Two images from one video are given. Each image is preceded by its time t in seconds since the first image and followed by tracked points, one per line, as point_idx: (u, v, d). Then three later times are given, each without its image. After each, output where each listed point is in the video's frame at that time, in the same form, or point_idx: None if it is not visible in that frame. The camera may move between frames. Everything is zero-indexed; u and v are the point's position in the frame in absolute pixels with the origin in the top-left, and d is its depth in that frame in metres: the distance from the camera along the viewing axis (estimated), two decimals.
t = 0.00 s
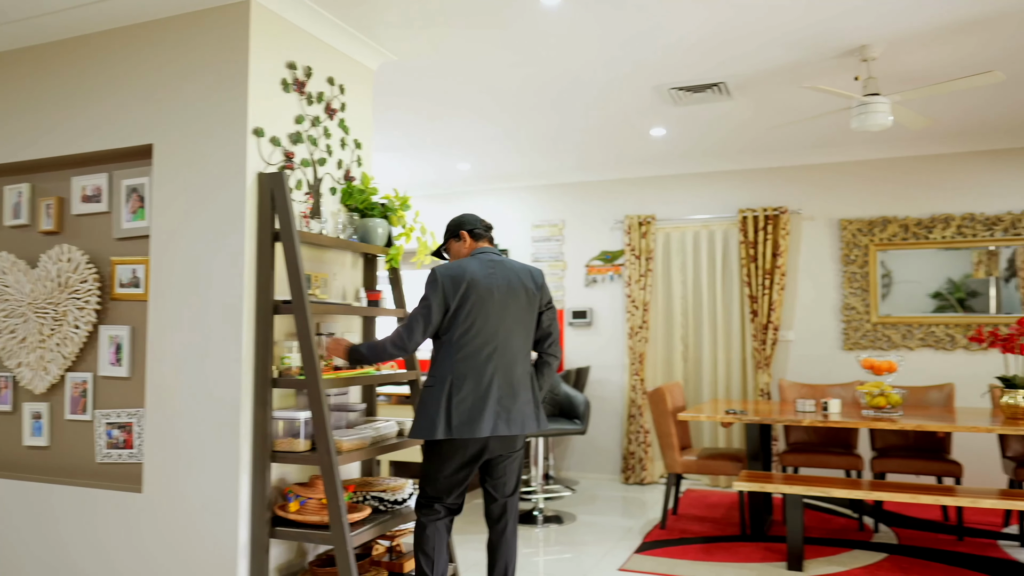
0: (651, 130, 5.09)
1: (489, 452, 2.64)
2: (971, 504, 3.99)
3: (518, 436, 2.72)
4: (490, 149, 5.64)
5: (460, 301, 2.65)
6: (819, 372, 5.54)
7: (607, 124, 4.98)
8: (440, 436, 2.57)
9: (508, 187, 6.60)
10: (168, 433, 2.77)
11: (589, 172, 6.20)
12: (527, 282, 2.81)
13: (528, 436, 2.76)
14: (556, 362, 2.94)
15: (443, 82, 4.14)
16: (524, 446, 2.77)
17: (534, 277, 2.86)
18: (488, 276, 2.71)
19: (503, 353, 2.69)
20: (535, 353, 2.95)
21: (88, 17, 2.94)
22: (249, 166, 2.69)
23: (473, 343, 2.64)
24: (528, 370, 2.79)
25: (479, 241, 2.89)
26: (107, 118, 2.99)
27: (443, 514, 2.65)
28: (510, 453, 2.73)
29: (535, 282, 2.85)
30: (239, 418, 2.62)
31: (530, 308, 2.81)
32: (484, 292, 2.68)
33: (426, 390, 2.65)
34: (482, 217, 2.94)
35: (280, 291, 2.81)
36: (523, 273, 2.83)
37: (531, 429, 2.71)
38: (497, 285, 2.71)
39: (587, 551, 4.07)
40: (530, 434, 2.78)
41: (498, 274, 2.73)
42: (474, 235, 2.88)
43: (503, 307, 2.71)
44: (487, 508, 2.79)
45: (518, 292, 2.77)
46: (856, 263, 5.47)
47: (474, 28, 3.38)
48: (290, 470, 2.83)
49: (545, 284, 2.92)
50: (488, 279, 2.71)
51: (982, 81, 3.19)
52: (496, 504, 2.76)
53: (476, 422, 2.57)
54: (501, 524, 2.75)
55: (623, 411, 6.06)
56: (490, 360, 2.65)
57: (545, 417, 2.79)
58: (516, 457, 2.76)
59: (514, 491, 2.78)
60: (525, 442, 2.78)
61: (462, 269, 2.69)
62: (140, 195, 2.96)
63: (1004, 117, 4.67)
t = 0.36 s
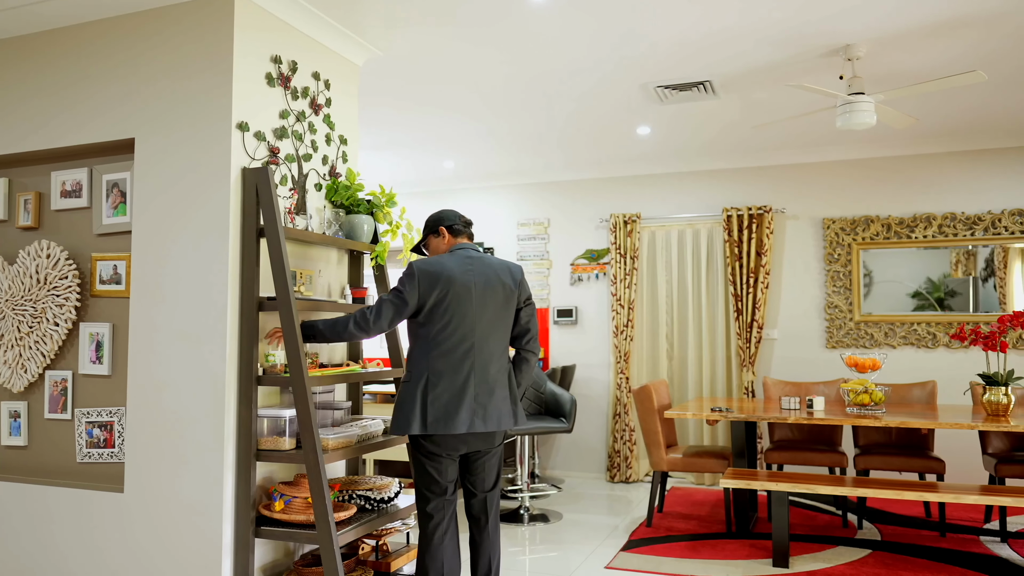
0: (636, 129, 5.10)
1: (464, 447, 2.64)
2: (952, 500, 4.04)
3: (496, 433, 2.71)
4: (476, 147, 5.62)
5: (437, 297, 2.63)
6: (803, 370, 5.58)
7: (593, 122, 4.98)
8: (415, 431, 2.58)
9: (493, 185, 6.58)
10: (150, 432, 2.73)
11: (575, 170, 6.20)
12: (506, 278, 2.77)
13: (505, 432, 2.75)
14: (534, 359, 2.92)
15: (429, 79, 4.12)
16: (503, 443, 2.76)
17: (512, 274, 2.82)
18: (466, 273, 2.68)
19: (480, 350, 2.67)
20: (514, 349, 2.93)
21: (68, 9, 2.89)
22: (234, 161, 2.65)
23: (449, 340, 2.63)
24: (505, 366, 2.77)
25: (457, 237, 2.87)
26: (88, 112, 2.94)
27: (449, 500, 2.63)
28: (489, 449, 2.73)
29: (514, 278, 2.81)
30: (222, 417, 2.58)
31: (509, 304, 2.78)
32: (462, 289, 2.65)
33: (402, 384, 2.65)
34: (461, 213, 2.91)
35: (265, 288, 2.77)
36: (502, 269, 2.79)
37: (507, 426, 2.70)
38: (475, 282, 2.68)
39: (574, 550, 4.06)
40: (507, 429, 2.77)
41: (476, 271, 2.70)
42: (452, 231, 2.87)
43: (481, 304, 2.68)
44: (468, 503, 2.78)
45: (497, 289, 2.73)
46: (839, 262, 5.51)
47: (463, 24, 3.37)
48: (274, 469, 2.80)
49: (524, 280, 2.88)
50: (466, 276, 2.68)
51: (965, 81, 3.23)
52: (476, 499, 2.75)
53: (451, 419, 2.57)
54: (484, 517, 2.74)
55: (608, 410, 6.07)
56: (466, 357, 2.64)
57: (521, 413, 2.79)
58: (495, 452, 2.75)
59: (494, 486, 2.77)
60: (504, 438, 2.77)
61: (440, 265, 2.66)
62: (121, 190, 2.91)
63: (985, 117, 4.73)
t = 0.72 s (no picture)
0: (639, 125, 5.06)
1: (463, 445, 2.60)
2: (959, 498, 4.00)
3: (495, 431, 2.67)
4: (477, 143, 5.57)
5: (437, 293, 2.58)
6: (806, 368, 5.54)
7: (596, 118, 4.94)
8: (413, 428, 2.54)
9: (494, 182, 6.54)
10: (149, 429, 2.68)
11: (577, 166, 6.16)
12: (506, 274, 2.73)
13: (505, 430, 2.71)
14: (533, 356, 2.88)
15: (431, 73, 4.07)
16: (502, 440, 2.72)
17: (513, 270, 2.77)
18: (467, 268, 2.64)
19: (480, 347, 2.63)
20: (513, 346, 2.89)
21: None
22: (235, 153, 2.61)
23: (448, 336, 2.59)
24: (504, 363, 2.73)
25: (456, 232, 2.83)
26: (86, 104, 2.90)
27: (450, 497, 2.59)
28: (489, 446, 2.69)
29: (514, 274, 2.77)
30: (222, 413, 2.54)
31: (509, 301, 2.74)
32: (462, 285, 2.61)
33: (401, 381, 2.61)
34: (460, 208, 2.88)
35: (266, 283, 2.73)
36: (503, 265, 2.75)
37: (506, 423, 2.66)
38: (475, 277, 2.63)
39: (577, 548, 4.02)
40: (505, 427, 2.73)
41: (477, 266, 2.65)
42: (451, 226, 2.82)
43: (481, 300, 2.64)
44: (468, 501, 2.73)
45: (498, 285, 2.69)
46: (843, 259, 5.48)
47: (466, 17, 3.33)
48: (275, 467, 2.76)
49: (525, 276, 2.84)
50: (467, 271, 2.63)
51: (976, 74, 3.18)
52: (475, 496, 2.70)
53: (450, 416, 2.53)
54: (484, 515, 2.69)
55: (610, 408, 6.03)
56: (466, 353, 2.59)
57: (519, 411, 2.75)
58: (495, 449, 2.70)
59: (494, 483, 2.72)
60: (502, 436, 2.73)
61: (441, 260, 2.61)
62: (120, 183, 2.87)
63: (991, 112, 4.69)
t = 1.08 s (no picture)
0: (646, 121, 4.99)
1: (471, 444, 2.54)
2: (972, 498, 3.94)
3: (504, 430, 2.61)
4: (482, 140, 5.52)
5: (447, 289, 2.52)
6: (814, 367, 5.48)
7: (602, 113, 4.87)
8: (423, 428, 2.47)
9: (498, 179, 6.48)
10: (150, 428, 2.62)
11: (582, 163, 6.10)
12: (517, 271, 2.67)
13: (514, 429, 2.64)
14: (543, 354, 2.81)
15: (436, 68, 4.01)
16: (510, 440, 2.65)
17: (523, 267, 2.71)
18: (477, 264, 2.58)
19: (490, 344, 2.57)
20: (522, 344, 2.83)
21: None
22: (238, 145, 2.55)
23: (458, 333, 2.52)
24: (514, 362, 2.67)
25: (465, 227, 2.77)
26: (86, 96, 2.83)
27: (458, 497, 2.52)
28: (497, 446, 2.62)
29: (525, 271, 2.71)
30: (225, 412, 2.48)
31: (519, 298, 2.68)
32: (473, 281, 2.55)
33: (409, 379, 2.55)
34: (470, 202, 2.82)
35: (269, 278, 2.67)
36: (513, 262, 2.69)
37: (515, 423, 2.60)
38: (486, 273, 2.58)
39: (585, 549, 3.97)
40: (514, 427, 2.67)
41: (487, 262, 2.59)
42: (460, 220, 2.76)
43: (492, 296, 2.58)
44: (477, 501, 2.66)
45: (508, 281, 2.63)
46: (852, 256, 5.42)
47: (472, 9, 3.26)
48: (279, 466, 2.70)
49: (535, 273, 2.78)
50: (477, 267, 2.57)
51: (992, 66, 3.12)
52: (484, 496, 2.64)
53: (460, 415, 2.47)
54: (493, 515, 2.62)
55: (615, 407, 5.97)
56: (476, 351, 2.53)
57: (528, 411, 2.68)
58: (503, 449, 2.64)
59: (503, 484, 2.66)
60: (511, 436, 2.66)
61: (451, 256, 2.55)
62: (120, 177, 2.81)
63: (1003, 108, 4.62)
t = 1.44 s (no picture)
0: (651, 118, 4.94)
1: (478, 446, 2.48)
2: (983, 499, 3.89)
3: (511, 431, 2.55)
4: (485, 137, 5.46)
5: (452, 285, 2.47)
6: (821, 366, 5.43)
7: (607, 110, 4.82)
8: (428, 429, 2.42)
9: (500, 177, 6.42)
10: (150, 429, 2.56)
11: (586, 161, 6.04)
12: (523, 268, 2.61)
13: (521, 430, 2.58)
14: (551, 354, 2.75)
15: (439, 64, 3.96)
16: (518, 441, 2.59)
17: (530, 264, 2.66)
18: (482, 261, 2.52)
19: (496, 343, 2.51)
20: (529, 344, 2.77)
21: None
22: (240, 141, 2.49)
23: (463, 332, 2.47)
24: (521, 361, 2.61)
25: (470, 224, 2.71)
26: (84, 90, 2.78)
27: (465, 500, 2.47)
28: (505, 447, 2.56)
29: (531, 268, 2.65)
30: (227, 413, 2.42)
31: (526, 296, 2.62)
32: (478, 277, 2.49)
33: (414, 379, 2.49)
34: (474, 199, 2.76)
35: (272, 277, 2.62)
36: (519, 258, 2.63)
37: (523, 423, 2.54)
38: (491, 270, 2.52)
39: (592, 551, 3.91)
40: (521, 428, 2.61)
41: (493, 259, 2.54)
42: (465, 217, 2.71)
43: (498, 294, 2.52)
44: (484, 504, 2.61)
45: (514, 278, 2.58)
46: (859, 255, 5.37)
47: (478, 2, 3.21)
48: (281, 468, 2.64)
49: (542, 271, 2.72)
50: (483, 264, 2.52)
51: (1007, 61, 3.06)
52: (491, 498, 2.58)
53: (465, 415, 2.41)
54: (501, 519, 2.57)
55: (619, 407, 5.92)
56: (482, 349, 2.47)
57: (536, 411, 2.62)
58: (510, 451, 2.58)
59: (510, 486, 2.60)
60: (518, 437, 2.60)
61: (456, 252, 2.50)
62: (120, 173, 2.75)
63: (1013, 104, 4.57)
